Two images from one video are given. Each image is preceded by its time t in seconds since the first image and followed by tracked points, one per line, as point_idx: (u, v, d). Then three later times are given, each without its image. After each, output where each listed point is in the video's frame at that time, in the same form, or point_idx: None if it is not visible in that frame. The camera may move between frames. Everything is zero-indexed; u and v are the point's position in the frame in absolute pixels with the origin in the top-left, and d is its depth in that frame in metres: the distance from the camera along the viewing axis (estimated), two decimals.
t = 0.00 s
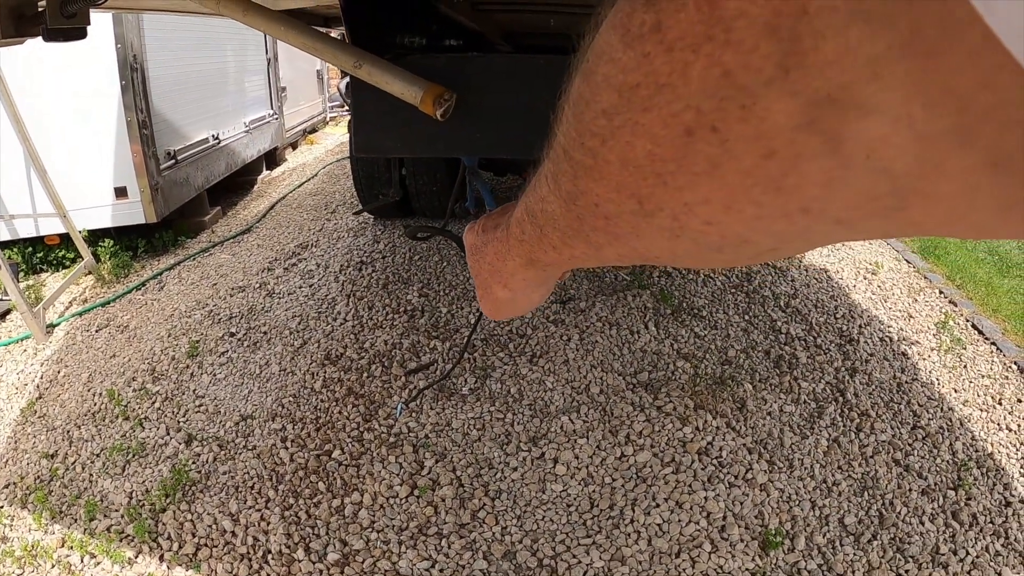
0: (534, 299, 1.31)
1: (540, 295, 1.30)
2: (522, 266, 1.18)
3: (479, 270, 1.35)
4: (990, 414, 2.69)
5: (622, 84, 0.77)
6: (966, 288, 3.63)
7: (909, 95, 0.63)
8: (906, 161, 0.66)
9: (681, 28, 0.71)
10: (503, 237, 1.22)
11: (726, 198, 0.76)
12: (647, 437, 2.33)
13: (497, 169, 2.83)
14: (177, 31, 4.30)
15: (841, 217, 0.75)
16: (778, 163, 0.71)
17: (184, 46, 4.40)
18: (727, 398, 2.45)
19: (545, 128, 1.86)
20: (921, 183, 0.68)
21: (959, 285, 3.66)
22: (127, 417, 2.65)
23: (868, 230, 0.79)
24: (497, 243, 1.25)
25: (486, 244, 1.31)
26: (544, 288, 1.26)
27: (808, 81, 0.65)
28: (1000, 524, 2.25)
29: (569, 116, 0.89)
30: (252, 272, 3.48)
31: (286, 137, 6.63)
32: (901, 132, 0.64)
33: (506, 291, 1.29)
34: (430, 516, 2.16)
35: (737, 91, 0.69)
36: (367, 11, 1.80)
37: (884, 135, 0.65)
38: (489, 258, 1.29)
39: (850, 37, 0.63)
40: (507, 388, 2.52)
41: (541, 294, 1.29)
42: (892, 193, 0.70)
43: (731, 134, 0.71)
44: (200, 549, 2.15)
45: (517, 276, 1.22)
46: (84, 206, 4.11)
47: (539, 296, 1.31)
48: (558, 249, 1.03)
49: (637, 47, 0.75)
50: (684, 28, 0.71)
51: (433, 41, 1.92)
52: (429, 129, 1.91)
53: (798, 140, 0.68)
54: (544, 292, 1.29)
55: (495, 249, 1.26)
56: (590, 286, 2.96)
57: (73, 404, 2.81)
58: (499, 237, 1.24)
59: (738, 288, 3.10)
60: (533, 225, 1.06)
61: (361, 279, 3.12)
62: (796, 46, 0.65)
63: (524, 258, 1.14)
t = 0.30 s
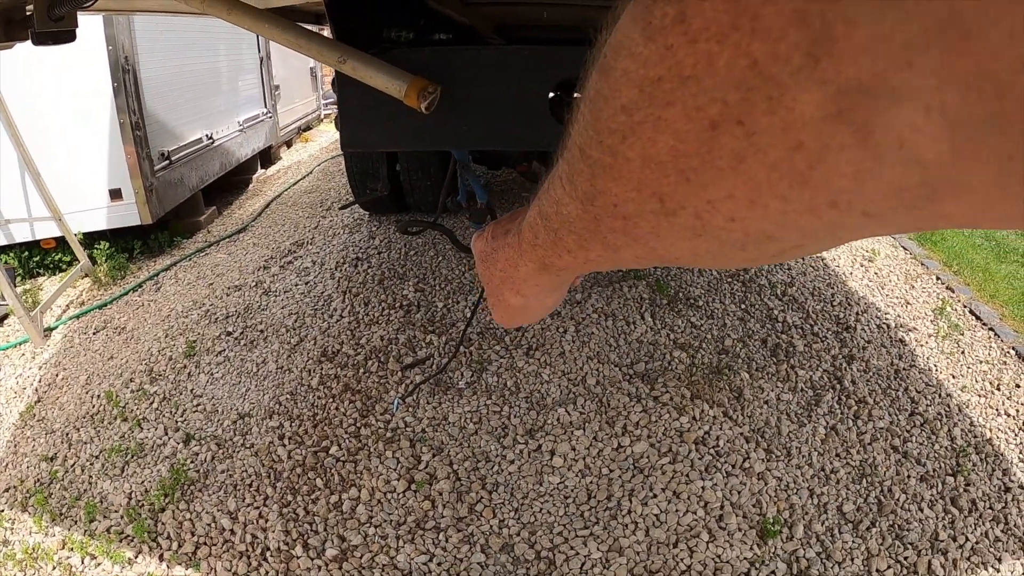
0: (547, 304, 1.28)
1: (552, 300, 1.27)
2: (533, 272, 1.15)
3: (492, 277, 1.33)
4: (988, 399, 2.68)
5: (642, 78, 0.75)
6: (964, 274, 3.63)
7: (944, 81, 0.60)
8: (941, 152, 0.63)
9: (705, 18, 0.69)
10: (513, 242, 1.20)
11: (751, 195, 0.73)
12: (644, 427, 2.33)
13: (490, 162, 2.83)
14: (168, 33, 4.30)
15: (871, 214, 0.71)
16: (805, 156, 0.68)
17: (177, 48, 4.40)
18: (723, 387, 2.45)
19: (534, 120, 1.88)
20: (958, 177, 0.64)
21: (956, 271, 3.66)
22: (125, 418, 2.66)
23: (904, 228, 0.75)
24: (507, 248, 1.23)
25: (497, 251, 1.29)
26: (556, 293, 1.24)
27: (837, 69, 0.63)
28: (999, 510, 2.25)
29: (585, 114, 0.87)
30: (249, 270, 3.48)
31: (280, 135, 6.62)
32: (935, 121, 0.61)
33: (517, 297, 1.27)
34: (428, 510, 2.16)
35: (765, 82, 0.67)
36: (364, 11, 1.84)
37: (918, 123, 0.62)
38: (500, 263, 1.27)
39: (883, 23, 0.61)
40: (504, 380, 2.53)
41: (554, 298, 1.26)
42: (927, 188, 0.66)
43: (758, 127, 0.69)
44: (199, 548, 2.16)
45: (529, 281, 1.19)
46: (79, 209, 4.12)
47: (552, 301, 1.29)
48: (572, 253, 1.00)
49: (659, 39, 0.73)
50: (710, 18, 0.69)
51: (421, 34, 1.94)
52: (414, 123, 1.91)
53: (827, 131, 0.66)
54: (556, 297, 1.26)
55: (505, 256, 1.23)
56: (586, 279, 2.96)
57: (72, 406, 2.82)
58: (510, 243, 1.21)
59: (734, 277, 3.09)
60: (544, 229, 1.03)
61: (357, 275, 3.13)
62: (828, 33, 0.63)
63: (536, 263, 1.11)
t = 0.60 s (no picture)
0: (573, 293, 1.26)
1: (579, 290, 1.26)
2: (558, 261, 1.13)
3: (517, 268, 1.31)
4: (1001, 386, 2.67)
5: (672, 63, 0.70)
6: (975, 260, 3.61)
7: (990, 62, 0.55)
8: (985, 136, 0.58)
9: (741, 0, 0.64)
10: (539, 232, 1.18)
11: (783, 183, 0.70)
12: (655, 415, 2.33)
13: (499, 151, 2.83)
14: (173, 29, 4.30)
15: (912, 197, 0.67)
16: (841, 143, 0.64)
17: (183, 43, 4.40)
18: (735, 374, 2.45)
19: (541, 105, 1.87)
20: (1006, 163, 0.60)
21: (967, 258, 3.64)
22: (137, 411, 2.67)
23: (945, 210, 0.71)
24: (533, 238, 1.21)
25: (523, 241, 1.27)
26: (583, 282, 1.22)
27: (877, 52, 0.59)
28: (1013, 497, 2.23)
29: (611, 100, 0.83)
30: (258, 263, 3.50)
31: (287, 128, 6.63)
32: (980, 104, 0.57)
33: (543, 287, 1.25)
34: (440, 499, 2.16)
35: (801, 65, 0.62)
36: (366, 7, 1.90)
37: (960, 108, 0.58)
38: (525, 252, 1.25)
39: None
40: (515, 369, 2.53)
41: (580, 287, 1.24)
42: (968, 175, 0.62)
43: (792, 113, 0.65)
44: (212, 540, 2.17)
45: (555, 271, 1.18)
46: (88, 205, 4.15)
47: (578, 290, 1.27)
48: (598, 241, 0.98)
49: (691, 23, 0.67)
50: None
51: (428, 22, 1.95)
52: (417, 111, 1.91)
53: (868, 116, 0.61)
54: (582, 286, 1.24)
55: (531, 245, 1.22)
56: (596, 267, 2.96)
57: (85, 400, 2.83)
58: (535, 232, 1.19)
59: (745, 264, 3.08)
60: (569, 218, 1.01)
61: (367, 266, 3.13)
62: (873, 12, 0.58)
63: (561, 253, 1.09)
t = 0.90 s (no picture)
0: (595, 264, 1.29)
1: (599, 262, 1.28)
2: (579, 231, 1.16)
3: (539, 241, 1.34)
4: (1020, 375, 2.64)
5: (695, 27, 0.72)
6: (993, 248, 3.57)
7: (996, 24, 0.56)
8: (989, 96, 0.59)
9: None
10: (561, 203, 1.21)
11: (801, 143, 0.72)
12: (672, 404, 2.32)
13: (513, 138, 2.82)
14: (184, 24, 4.30)
15: (923, 158, 0.68)
16: (856, 102, 0.66)
17: (194, 38, 4.40)
18: (752, 362, 2.44)
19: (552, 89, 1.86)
20: (1008, 123, 0.60)
21: (986, 246, 3.60)
22: (154, 403, 2.69)
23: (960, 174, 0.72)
24: (555, 209, 1.23)
25: (544, 213, 1.30)
26: (603, 253, 1.24)
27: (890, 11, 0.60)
28: None
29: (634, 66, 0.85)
30: (273, 254, 3.51)
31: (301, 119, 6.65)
32: (988, 65, 0.58)
33: (564, 259, 1.28)
34: (456, 489, 2.16)
35: (818, 25, 0.64)
36: None
37: (969, 68, 0.59)
38: (546, 225, 1.28)
39: None
40: (530, 358, 2.52)
41: (601, 259, 1.27)
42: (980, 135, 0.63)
43: (810, 71, 0.67)
44: (229, 530, 2.17)
45: (576, 241, 1.20)
46: (103, 199, 4.18)
47: (599, 262, 1.29)
48: (620, 209, 1.00)
49: None
50: None
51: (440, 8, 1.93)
52: (431, 97, 1.91)
53: (876, 75, 0.63)
54: (603, 258, 1.27)
55: (552, 217, 1.24)
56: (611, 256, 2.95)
57: (101, 393, 2.85)
58: (557, 203, 1.22)
59: (761, 251, 3.06)
60: (591, 188, 1.03)
61: (381, 255, 3.13)
62: None
63: (583, 222, 1.12)
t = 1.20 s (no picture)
0: (631, 269, 1.37)
1: (636, 267, 1.35)
2: (618, 238, 1.23)
3: (575, 247, 1.41)
4: None
5: (741, 38, 0.76)
6: None
7: None
8: None
9: None
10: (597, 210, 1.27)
11: (847, 148, 0.79)
12: (705, 384, 2.33)
13: (544, 121, 2.84)
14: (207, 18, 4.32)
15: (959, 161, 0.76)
16: (901, 110, 0.73)
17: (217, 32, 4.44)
18: (785, 343, 2.44)
19: (581, 70, 1.85)
20: None
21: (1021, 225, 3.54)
22: (190, 390, 2.73)
23: (986, 174, 0.80)
24: (591, 216, 1.30)
25: (578, 222, 1.36)
26: (639, 259, 1.32)
27: (934, 26, 0.66)
28: None
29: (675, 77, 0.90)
30: (303, 241, 3.55)
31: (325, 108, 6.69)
32: None
33: (602, 265, 1.35)
34: (490, 471, 2.19)
35: (866, 38, 0.70)
36: None
37: (1008, 77, 0.66)
38: (582, 231, 1.35)
39: None
40: (562, 340, 2.53)
41: (636, 264, 1.34)
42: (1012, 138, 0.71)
43: (857, 82, 0.73)
44: (266, 513, 2.21)
45: (614, 247, 1.27)
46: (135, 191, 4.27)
47: (634, 267, 1.36)
48: (663, 215, 1.07)
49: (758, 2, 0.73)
50: None
51: None
52: (463, 79, 1.93)
53: (920, 86, 0.70)
54: (638, 263, 1.34)
55: (589, 224, 1.31)
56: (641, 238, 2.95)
57: (137, 381, 2.90)
58: (593, 211, 1.28)
59: (791, 233, 3.06)
60: (633, 194, 1.09)
61: (412, 240, 3.15)
62: None
63: (623, 228, 1.19)
